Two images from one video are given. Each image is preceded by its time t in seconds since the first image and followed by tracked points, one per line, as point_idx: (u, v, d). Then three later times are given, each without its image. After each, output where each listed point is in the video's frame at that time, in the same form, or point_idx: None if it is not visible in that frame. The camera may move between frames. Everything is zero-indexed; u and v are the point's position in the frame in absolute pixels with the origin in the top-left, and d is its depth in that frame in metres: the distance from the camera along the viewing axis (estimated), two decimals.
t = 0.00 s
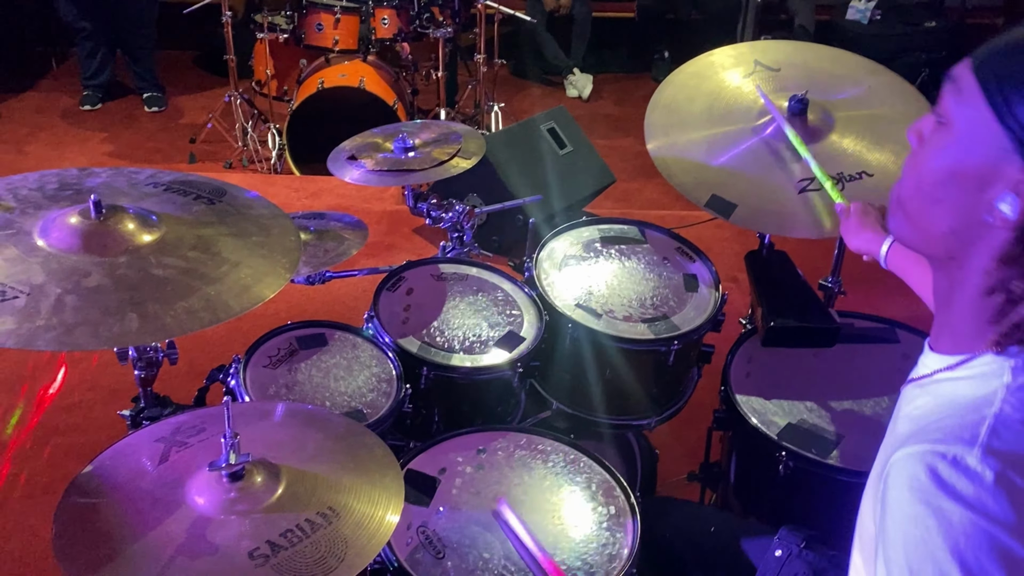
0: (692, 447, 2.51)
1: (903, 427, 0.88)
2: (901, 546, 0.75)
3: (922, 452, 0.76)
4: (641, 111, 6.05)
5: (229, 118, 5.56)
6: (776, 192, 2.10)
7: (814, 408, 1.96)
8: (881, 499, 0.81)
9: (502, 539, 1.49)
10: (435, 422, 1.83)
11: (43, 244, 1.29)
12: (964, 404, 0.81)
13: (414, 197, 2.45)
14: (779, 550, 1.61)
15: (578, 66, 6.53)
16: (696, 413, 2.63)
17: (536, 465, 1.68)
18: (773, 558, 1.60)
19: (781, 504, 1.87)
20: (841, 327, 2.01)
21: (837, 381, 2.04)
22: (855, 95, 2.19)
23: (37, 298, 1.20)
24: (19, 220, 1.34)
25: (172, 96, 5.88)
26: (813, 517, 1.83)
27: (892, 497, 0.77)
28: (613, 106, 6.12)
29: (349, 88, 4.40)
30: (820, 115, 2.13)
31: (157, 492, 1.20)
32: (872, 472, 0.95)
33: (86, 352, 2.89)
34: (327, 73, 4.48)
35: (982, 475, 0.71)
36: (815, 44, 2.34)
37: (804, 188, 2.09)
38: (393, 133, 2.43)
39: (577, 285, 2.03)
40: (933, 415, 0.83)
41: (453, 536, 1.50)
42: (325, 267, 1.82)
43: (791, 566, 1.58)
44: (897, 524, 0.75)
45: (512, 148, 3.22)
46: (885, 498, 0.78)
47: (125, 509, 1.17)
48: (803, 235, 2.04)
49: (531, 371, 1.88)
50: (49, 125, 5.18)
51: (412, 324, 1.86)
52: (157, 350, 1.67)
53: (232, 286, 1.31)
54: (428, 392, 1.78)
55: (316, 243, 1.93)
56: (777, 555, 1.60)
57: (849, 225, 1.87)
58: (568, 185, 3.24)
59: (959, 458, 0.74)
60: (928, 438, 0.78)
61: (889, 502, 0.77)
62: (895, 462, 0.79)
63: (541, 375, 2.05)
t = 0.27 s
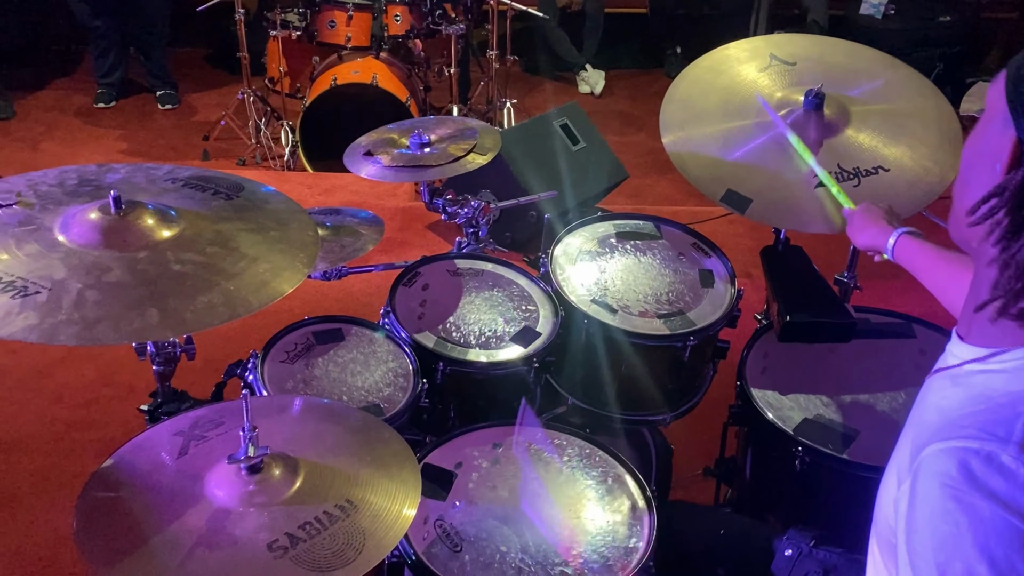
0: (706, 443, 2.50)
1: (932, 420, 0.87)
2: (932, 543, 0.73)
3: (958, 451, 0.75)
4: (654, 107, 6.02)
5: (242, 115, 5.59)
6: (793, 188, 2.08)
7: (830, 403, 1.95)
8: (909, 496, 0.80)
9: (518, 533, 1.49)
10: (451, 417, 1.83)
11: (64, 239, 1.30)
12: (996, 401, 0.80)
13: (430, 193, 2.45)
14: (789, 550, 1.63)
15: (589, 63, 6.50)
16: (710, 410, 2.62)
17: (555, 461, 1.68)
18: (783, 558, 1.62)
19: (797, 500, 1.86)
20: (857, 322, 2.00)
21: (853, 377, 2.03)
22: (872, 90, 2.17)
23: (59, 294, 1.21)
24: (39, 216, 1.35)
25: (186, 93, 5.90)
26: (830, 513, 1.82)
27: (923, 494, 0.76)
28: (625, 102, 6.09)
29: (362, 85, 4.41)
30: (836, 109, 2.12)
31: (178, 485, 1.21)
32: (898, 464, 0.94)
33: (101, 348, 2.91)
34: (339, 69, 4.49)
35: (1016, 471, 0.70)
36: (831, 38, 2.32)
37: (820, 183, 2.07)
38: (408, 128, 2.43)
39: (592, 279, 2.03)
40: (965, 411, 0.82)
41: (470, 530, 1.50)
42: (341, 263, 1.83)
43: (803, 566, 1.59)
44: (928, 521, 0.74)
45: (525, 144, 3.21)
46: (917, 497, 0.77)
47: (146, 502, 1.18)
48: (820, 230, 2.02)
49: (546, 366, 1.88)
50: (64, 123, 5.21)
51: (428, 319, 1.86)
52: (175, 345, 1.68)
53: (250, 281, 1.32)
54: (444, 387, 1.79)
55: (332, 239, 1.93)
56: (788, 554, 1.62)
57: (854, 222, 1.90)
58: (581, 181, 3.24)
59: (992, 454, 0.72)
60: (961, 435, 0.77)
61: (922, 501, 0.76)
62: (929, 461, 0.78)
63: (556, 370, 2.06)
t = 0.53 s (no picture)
0: (715, 439, 2.51)
1: (924, 407, 0.87)
2: (929, 528, 0.73)
3: (951, 434, 0.75)
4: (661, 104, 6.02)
5: (251, 114, 5.61)
6: (800, 182, 2.09)
7: (838, 397, 1.96)
8: (905, 481, 0.80)
9: (529, 527, 1.50)
10: (461, 411, 1.85)
11: (79, 235, 1.32)
12: (985, 383, 0.80)
13: (439, 189, 2.46)
14: (793, 545, 1.64)
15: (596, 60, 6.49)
16: (720, 406, 2.62)
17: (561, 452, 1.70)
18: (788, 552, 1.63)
19: (806, 494, 1.87)
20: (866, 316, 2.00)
21: (862, 371, 2.03)
22: (879, 84, 2.17)
23: (75, 289, 1.23)
24: (53, 212, 1.37)
25: (194, 92, 5.93)
26: (838, 506, 1.82)
27: (919, 480, 0.76)
28: (632, 99, 6.09)
29: (370, 83, 4.42)
30: (844, 103, 2.11)
31: (193, 478, 1.23)
32: (890, 453, 0.94)
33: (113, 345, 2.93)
34: (347, 67, 4.50)
35: (1010, 454, 0.70)
36: (839, 33, 2.32)
37: (828, 177, 2.07)
38: (418, 125, 2.44)
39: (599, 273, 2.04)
40: (954, 395, 0.83)
41: (480, 523, 1.51)
42: (350, 258, 1.84)
43: (807, 560, 1.60)
44: (924, 506, 0.74)
45: (533, 141, 3.22)
46: (910, 483, 0.77)
47: (163, 495, 1.20)
48: (826, 225, 2.03)
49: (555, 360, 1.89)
50: (74, 123, 5.25)
51: (438, 314, 1.87)
52: (187, 341, 1.70)
53: (263, 276, 1.33)
54: (454, 382, 1.80)
55: (341, 236, 1.95)
56: (792, 549, 1.63)
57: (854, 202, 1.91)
58: (589, 178, 3.24)
59: (986, 437, 0.73)
60: (953, 420, 0.77)
61: (915, 486, 0.76)
62: (922, 445, 0.78)
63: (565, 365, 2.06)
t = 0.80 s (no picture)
0: (718, 435, 2.52)
1: (924, 396, 0.88)
2: (921, 507, 0.74)
3: (947, 416, 0.76)
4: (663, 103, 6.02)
5: (254, 115, 5.63)
6: (800, 179, 2.10)
7: (840, 392, 1.97)
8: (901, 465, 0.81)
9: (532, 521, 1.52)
10: (465, 407, 1.86)
11: (88, 233, 1.34)
12: (984, 369, 0.82)
13: (443, 187, 2.48)
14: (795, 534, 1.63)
15: (598, 59, 6.49)
16: (723, 402, 2.64)
17: (565, 449, 1.71)
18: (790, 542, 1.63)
19: (808, 488, 1.88)
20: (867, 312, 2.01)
21: (864, 366, 2.04)
22: (878, 82, 2.18)
23: (84, 286, 1.25)
24: (61, 211, 1.39)
25: (197, 94, 5.95)
26: (840, 500, 1.83)
27: (915, 461, 0.77)
28: (634, 99, 6.09)
29: (372, 84, 4.43)
30: (845, 101, 2.13)
31: (202, 472, 1.25)
32: (892, 443, 0.95)
33: (118, 345, 2.95)
34: (350, 68, 4.51)
35: (1004, 434, 0.71)
36: (839, 31, 2.33)
37: (828, 174, 2.08)
38: (421, 124, 2.46)
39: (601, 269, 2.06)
40: (952, 380, 0.84)
41: (485, 517, 1.53)
42: (355, 256, 1.86)
43: (808, 549, 1.59)
44: (918, 485, 0.75)
45: (535, 140, 3.23)
46: (907, 465, 0.78)
47: (172, 489, 1.22)
48: (826, 221, 2.04)
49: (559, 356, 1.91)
50: (79, 125, 5.27)
51: (442, 311, 1.89)
52: (194, 338, 1.71)
53: (269, 273, 1.35)
54: (458, 378, 1.82)
55: (346, 234, 1.97)
56: (794, 538, 1.62)
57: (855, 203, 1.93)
58: (591, 176, 3.25)
59: (981, 419, 0.74)
60: (950, 402, 0.78)
61: (910, 468, 0.77)
62: (919, 428, 0.79)
63: (568, 362, 2.08)
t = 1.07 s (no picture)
0: (719, 430, 2.53)
1: (943, 394, 0.85)
2: (936, 511, 0.72)
3: (963, 417, 0.73)
4: (663, 102, 6.03)
5: (255, 115, 5.64)
6: (800, 175, 2.11)
7: (841, 386, 1.98)
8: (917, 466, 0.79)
9: (536, 515, 1.53)
10: (468, 403, 1.87)
11: (94, 230, 1.35)
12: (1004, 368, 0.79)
13: (444, 185, 2.49)
14: (802, 526, 1.64)
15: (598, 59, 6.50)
16: (724, 397, 2.65)
17: (569, 444, 1.72)
18: (797, 534, 1.64)
19: (810, 482, 1.89)
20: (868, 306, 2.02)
21: (864, 360, 2.05)
22: (878, 78, 2.19)
23: (91, 282, 1.26)
24: (67, 209, 1.40)
25: (199, 95, 5.97)
26: (841, 494, 1.84)
27: (928, 463, 0.75)
28: (635, 98, 6.11)
29: (373, 84, 4.45)
30: (844, 97, 2.13)
31: (208, 466, 1.26)
32: (905, 439, 0.94)
33: (122, 344, 2.96)
34: (351, 68, 4.53)
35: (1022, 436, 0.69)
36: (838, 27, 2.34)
37: (827, 170, 2.09)
38: (422, 122, 2.47)
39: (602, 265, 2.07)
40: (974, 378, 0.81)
41: (489, 511, 1.54)
42: (358, 253, 1.87)
43: (816, 542, 1.61)
44: (932, 489, 0.73)
45: (536, 139, 3.25)
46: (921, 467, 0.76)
47: (179, 482, 1.23)
48: (826, 216, 2.05)
49: (561, 352, 1.92)
50: (81, 126, 5.29)
51: (444, 308, 1.90)
52: (198, 335, 1.73)
53: (273, 269, 1.36)
54: (461, 373, 1.83)
55: (348, 232, 1.98)
56: (801, 531, 1.64)
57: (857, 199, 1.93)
58: (592, 174, 3.26)
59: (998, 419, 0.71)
60: (968, 403, 0.75)
61: (925, 469, 0.75)
62: (934, 429, 0.76)
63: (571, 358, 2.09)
